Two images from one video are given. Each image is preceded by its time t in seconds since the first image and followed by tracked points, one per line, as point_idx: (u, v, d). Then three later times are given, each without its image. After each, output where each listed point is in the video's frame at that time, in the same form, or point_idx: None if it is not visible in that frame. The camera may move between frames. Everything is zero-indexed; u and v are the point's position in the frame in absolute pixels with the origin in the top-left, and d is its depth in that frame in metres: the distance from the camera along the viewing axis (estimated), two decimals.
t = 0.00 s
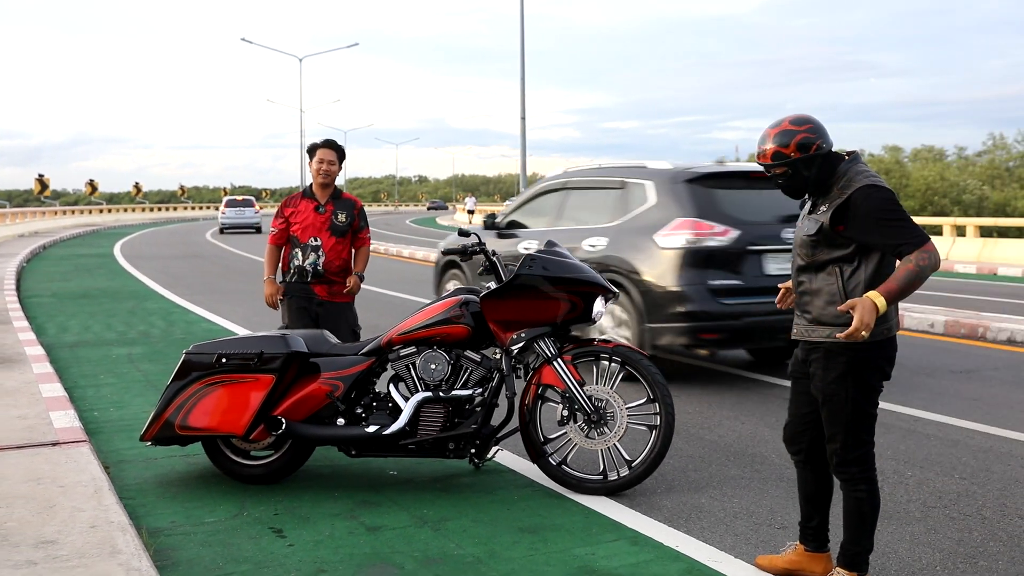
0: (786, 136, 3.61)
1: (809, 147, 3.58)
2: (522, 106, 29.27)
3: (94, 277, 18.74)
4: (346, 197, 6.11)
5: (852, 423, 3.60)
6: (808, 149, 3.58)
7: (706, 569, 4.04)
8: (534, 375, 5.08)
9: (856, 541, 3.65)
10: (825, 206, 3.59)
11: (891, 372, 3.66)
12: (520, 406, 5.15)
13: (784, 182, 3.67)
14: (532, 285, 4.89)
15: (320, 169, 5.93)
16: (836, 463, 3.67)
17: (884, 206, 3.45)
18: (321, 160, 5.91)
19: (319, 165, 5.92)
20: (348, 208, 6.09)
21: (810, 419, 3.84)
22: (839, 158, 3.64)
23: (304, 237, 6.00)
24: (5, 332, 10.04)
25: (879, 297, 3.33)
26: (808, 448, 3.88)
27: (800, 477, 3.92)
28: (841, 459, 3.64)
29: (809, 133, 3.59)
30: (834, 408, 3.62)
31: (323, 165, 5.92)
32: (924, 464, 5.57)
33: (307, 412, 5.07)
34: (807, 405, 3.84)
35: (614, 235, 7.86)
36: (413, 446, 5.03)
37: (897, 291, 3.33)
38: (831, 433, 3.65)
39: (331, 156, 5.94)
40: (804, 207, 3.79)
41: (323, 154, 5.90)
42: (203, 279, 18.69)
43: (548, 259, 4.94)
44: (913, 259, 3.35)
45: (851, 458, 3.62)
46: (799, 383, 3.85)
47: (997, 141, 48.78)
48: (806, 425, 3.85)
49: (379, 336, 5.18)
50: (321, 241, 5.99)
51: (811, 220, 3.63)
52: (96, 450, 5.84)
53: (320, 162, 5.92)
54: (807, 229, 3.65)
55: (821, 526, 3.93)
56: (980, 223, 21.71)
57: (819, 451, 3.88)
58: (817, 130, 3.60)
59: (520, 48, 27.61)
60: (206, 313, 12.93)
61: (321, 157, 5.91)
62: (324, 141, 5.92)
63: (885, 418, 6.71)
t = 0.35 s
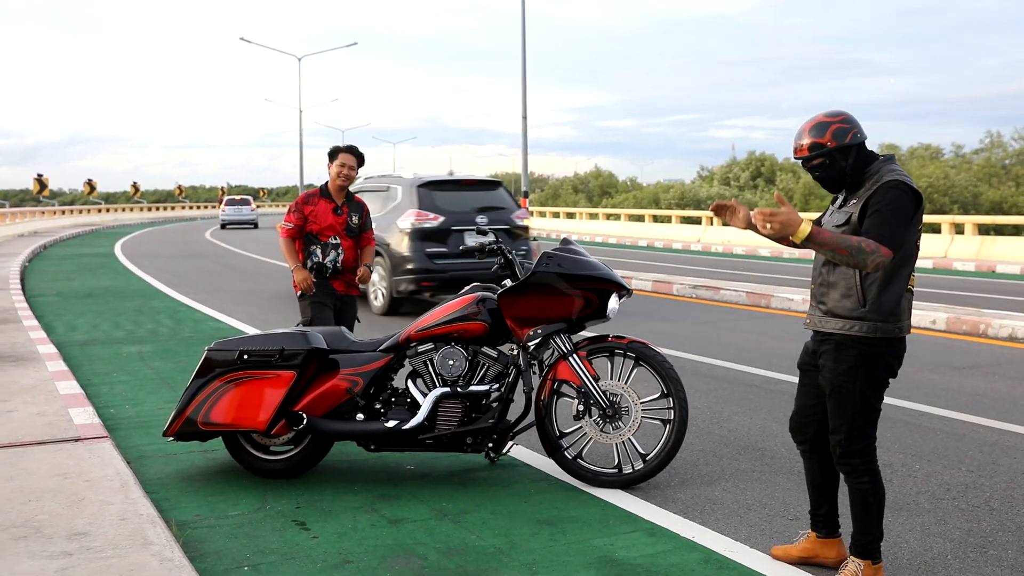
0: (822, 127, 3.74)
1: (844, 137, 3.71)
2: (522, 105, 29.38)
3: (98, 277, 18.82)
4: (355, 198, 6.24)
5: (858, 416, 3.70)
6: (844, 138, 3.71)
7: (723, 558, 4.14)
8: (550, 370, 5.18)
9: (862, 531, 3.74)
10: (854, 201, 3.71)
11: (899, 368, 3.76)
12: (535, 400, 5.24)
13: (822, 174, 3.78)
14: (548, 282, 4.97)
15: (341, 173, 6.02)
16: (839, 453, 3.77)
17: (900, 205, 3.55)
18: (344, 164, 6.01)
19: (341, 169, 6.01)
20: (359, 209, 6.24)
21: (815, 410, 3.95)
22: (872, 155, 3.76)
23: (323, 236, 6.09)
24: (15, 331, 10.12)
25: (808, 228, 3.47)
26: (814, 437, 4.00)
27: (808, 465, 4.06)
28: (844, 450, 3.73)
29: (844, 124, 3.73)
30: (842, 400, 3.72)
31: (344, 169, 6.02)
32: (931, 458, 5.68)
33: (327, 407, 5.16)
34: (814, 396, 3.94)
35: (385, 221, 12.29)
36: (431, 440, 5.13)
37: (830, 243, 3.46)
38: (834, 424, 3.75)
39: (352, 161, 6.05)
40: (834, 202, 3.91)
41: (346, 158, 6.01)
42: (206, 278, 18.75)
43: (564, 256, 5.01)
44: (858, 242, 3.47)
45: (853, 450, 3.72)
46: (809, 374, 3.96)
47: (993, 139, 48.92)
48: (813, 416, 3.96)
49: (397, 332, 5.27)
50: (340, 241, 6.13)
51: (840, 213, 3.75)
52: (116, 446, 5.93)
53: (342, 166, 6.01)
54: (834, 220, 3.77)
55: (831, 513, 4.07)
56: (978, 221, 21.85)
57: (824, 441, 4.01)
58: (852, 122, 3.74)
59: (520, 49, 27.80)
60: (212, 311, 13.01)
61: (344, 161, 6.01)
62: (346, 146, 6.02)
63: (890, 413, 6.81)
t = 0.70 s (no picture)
0: (828, 126, 3.79)
1: (849, 137, 3.75)
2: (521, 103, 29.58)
3: (97, 275, 18.85)
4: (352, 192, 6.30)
5: (872, 412, 3.76)
6: (849, 137, 3.75)
7: (727, 553, 4.20)
8: (556, 368, 5.23)
9: (875, 528, 3.79)
10: (860, 201, 3.76)
11: (910, 364, 3.81)
12: (541, 398, 5.29)
13: (828, 174, 3.82)
14: (554, 281, 5.01)
15: (340, 170, 6.02)
16: (854, 449, 3.82)
17: (899, 203, 3.61)
18: (343, 161, 5.98)
19: (339, 166, 5.99)
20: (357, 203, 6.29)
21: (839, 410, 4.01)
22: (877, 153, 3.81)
23: (324, 232, 6.13)
24: (19, 329, 10.16)
25: (802, 233, 3.73)
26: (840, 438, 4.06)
27: (833, 466, 4.12)
28: (859, 446, 3.79)
29: (850, 123, 3.76)
30: (856, 397, 3.78)
31: (342, 166, 6.01)
32: (932, 456, 5.74)
33: (335, 404, 5.21)
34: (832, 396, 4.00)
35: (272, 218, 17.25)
36: (438, 437, 5.18)
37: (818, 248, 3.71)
38: (849, 421, 3.81)
39: (349, 157, 6.02)
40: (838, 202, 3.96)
41: (345, 156, 5.98)
42: (206, 275, 18.80)
43: (570, 254, 5.05)
44: (840, 252, 3.67)
45: (869, 445, 3.77)
46: (821, 373, 4.02)
47: (989, 141, 49.06)
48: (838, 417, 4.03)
49: (404, 330, 5.31)
50: (342, 235, 6.17)
51: (846, 214, 3.81)
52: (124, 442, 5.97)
53: (341, 163, 5.99)
54: (841, 222, 3.83)
55: (846, 513, 4.13)
56: (974, 222, 21.93)
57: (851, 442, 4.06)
58: (857, 121, 3.77)
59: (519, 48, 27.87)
60: (213, 309, 13.05)
61: (343, 159, 5.98)
62: (343, 143, 5.99)
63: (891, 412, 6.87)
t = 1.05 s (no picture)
0: (815, 133, 3.80)
1: (838, 142, 3.76)
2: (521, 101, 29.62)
3: (97, 272, 18.84)
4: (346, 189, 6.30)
5: (878, 408, 3.75)
6: (838, 143, 3.76)
7: (731, 549, 4.20)
8: (559, 365, 5.23)
9: (880, 523, 3.80)
10: (858, 199, 3.74)
11: (914, 358, 3.82)
12: (544, 395, 5.29)
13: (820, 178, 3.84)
14: (556, 278, 5.00)
15: (328, 166, 6.02)
16: (860, 446, 3.83)
17: (911, 200, 3.58)
18: (331, 157, 6.00)
19: (327, 162, 6.01)
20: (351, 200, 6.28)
21: (827, 401, 4.01)
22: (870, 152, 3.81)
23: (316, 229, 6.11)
24: (20, 326, 10.16)
25: (876, 285, 3.48)
26: (823, 426, 4.06)
27: (815, 453, 4.12)
28: (866, 443, 3.80)
29: (838, 128, 3.77)
30: (862, 395, 3.77)
31: (330, 163, 6.01)
32: (934, 453, 5.75)
33: (338, 401, 5.22)
34: (830, 389, 4.00)
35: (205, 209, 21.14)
36: (441, 433, 5.18)
37: (900, 282, 3.48)
38: (856, 417, 3.81)
39: (337, 153, 6.04)
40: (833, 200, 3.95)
41: (332, 151, 6.00)
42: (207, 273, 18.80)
43: (573, 251, 5.05)
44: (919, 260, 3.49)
45: (874, 441, 3.78)
46: (822, 369, 4.01)
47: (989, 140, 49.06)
48: (823, 406, 4.02)
49: (407, 327, 5.32)
50: (334, 232, 6.15)
51: (843, 212, 3.79)
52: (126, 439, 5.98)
53: (330, 159, 6.01)
54: (838, 221, 3.82)
55: (835, 499, 4.14)
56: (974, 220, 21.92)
57: (832, 429, 4.07)
58: (846, 125, 3.78)
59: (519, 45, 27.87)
60: (214, 307, 13.05)
61: (331, 154, 6.00)
62: (331, 139, 6.01)
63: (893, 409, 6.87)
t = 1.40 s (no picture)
0: (820, 123, 3.78)
1: (843, 132, 3.73)
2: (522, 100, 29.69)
3: (97, 272, 18.85)
4: (333, 184, 6.10)
5: (874, 400, 3.74)
6: (841, 133, 3.73)
7: (735, 543, 4.19)
8: (562, 360, 5.21)
9: (883, 516, 3.79)
10: (863, 190, 3.74)
11: (912, 352, 3.80)
12: (547, 390, 5.28)
13: (827, 167, 3.83)
14: (559, 272, 4.99)
15: (307, 162, 5.89)
16: (857, 438, 3.82)
17: (912, 194, 3.57)
18: (308, 152, 5.87)
19: (305, 157, 5.88)
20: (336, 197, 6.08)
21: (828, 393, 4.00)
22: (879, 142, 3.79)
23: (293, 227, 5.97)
24: (20, 324, 10.15)
25: (874, 266, 3.48)
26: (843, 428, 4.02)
27: (835, 455, 4.07)
28: (863, 435, 3.78)
29: (842, 119, 3.74)
30: (858, 387, 3.76)
31: (309, 158, 5.88)
32: (938, 447, 5.73)
33: (341, 396, 5.20)
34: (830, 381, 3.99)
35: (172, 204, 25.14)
36: (444, 429, 5.16)
37: (900, 265, 3.48)
38: (852, 409, 3.80)
39: (318, 149, 5.89)
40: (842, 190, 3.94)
41: (312, 148, 5.87)
42: (207, 272, 18.78)
43: (577, 247, 5.05)
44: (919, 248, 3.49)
45: (872, 434, 3.77)
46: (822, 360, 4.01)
47: (988, 138, 49.03)
48: (834, 403, 3.99)
49: (410, 322, 5.30)
50: (312, 230, 5.98)
51: (847, 203, 3.80)
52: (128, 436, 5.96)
53: (307, 154, 5.88)
54: (842, 212, 3.82)
55: (851, 502, 4.09)
56: (975, 217, 21.89)
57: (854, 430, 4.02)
58: (852, 116, 3.74)
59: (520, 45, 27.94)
60: (214, 305, 13.04)
61: (308, 150, 5.87)
62: (311, 135, 5.87)
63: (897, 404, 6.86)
